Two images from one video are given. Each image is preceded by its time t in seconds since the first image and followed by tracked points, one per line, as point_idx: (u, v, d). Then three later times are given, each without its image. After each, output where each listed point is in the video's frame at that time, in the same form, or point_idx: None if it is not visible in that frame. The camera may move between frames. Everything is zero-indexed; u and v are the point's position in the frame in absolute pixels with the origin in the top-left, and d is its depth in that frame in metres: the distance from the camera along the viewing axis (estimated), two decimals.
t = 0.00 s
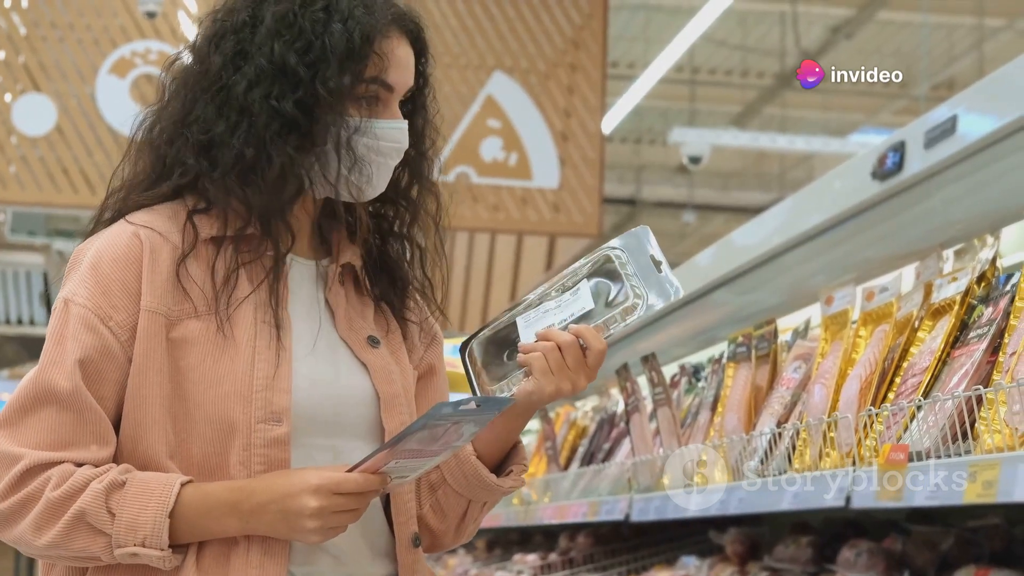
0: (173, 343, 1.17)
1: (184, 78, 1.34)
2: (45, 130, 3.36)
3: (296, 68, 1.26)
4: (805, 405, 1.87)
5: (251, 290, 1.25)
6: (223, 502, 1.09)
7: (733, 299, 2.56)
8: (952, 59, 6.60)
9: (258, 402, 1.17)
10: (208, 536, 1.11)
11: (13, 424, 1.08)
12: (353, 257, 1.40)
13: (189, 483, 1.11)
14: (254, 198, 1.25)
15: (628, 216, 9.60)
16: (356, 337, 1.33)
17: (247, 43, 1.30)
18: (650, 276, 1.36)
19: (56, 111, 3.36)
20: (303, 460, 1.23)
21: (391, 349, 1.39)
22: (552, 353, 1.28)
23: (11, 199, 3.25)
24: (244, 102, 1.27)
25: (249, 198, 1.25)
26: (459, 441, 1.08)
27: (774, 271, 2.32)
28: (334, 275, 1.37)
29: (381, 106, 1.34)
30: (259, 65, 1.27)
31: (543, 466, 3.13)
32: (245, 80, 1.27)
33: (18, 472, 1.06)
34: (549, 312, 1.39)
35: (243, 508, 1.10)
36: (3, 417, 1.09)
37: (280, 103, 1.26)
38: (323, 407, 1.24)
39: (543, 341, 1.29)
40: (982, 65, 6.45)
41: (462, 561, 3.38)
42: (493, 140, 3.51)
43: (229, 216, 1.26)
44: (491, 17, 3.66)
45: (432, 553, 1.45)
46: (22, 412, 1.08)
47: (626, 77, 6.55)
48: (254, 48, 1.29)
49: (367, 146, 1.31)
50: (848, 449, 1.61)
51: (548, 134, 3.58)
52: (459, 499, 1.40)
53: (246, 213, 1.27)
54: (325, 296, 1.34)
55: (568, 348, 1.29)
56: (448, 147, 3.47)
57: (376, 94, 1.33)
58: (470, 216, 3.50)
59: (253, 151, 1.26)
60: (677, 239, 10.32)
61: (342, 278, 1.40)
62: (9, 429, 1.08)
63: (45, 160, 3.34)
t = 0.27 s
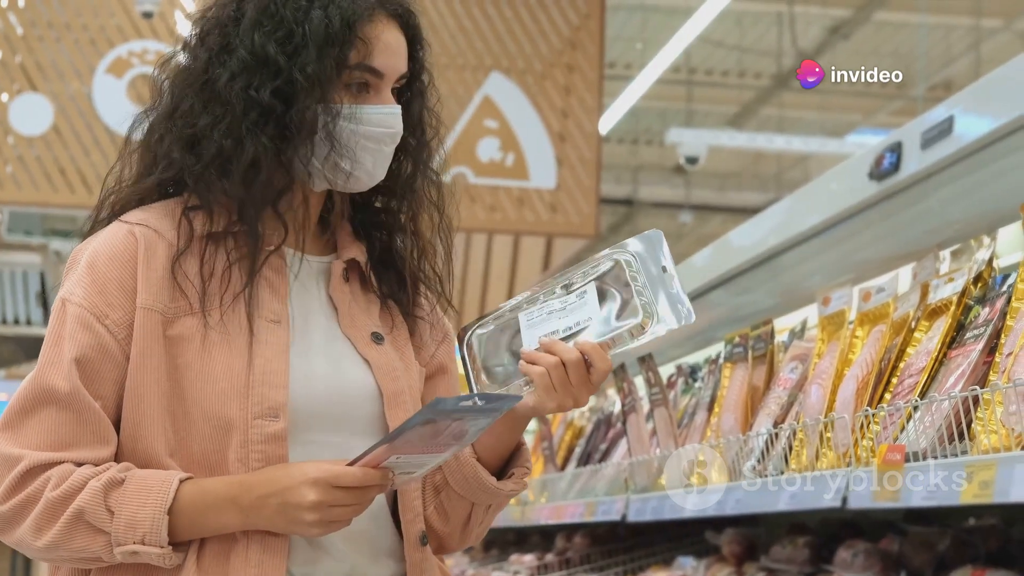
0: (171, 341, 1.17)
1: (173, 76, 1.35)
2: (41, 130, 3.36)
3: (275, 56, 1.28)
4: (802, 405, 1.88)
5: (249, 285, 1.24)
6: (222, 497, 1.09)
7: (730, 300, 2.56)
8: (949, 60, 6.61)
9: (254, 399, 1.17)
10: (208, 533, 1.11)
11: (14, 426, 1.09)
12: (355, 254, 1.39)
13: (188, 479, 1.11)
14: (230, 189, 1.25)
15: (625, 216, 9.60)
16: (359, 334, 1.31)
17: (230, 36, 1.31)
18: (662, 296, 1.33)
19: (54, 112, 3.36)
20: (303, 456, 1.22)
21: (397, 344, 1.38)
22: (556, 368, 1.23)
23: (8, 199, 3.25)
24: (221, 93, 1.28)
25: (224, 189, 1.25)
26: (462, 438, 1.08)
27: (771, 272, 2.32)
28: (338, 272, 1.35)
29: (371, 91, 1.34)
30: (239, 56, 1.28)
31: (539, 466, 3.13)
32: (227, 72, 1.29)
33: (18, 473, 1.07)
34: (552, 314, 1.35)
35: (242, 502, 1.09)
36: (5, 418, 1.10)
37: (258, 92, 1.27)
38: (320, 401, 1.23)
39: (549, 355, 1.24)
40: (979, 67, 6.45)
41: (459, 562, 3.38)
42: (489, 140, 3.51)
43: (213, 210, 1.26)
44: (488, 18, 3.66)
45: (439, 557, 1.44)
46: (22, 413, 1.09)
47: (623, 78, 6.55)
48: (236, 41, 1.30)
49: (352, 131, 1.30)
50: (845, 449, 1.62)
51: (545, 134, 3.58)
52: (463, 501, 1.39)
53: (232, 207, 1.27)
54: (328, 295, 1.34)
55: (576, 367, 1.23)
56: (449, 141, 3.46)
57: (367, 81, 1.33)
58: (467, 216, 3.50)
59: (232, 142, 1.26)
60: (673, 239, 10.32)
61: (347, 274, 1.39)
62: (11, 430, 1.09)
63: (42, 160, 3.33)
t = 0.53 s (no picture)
0: (168, 339, 1.17)
1: (166, 76, 1.37)
2: (38, 130, 3.35)
3: (262, 50, 1.29)
4: (800, 407, 1.88)
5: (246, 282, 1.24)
6: (219, 492, 1.08)
7: (727, 300, 2.56)
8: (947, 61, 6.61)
9: (251, 395, 1.16)
10: (208, 529, 1.11)
11: (15, 429, 1.10)
12: (358, 250, 1.38)
13: (186, 476, 1.11)
14: (218, 184, 1.26)
15: (622, 217, 9.59)
16: (362, 331, 1.30)
17: (220, 33, 1.33)
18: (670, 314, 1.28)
19: (51, 112, 3.35)
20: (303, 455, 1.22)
21: (402, 343, 1.37)
22: (558, 385, 1.17)
23: (5, 199, 3.24)
24: (210, 88, 1.30)
25: (212, 184, 1.26)
26: (461, 424, 1.07)
27: (768, 272, 2.32)
28: (340, 269, 1.35)
29: (364, 82, 1.33)
30: (227, 51, 1.30)
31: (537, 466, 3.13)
32: (216, 68, 1.30)
33: (18, 476, 1.07)
34: (554, 316, 1.30)
35: (240, 496, 1.08)
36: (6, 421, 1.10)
37: (244, 86, 1.29)
38: (314, 397, 1.22)
39: (552, 370, 1.18)
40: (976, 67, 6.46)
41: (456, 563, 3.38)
42: (487, 141, 3.50)
43: (204, 205, 1.26)
44: (485, 18, 3.66)
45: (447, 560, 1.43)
46: (23, 415, 1.09)
47: (620, 78, 6.55)
48: (225, 37, 1.32)
49: (339, 121, 1.30)
50: (842, 450, 1.62)
51: (542, 135, 3.58)
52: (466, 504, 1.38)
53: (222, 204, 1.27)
54: (331, 293, 1.33)
55: (578, 384, 1.18)
56: (450, 137, 3.45)
57: (359, 72, 1.32)
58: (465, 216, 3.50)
59: (219, 137, 1.27)
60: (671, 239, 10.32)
61: (352, 272, 1.38)
62: (12, 433, 1.09)
63: (40, 160, 3.33)
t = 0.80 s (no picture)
0: (166, 339, 1.16)
1: (160, 76, 1.37)
2: (36, 131, 3.35)
3: (252, 44, 1.30)
4: (797, 408, 1.88)
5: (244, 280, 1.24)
6: (218, 488, 1.08)
7: (725, 301, 2.56)
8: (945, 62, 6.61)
9: (250, 393, 1.16)
10: (208, 527, 1.10)
11: (17, 433, 1.10)
12: (359, 246, 1.38)
13: (185, 474, 1.11)
14: (209, 181, 1.26)
15: (621, 218, 9.59)
16: (364, 328, 1.30)
17: (211, 29, 1.33)
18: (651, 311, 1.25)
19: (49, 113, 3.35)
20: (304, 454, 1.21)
21: (404, 338, 1.37)
22: (551, 398, 1.18)
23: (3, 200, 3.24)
24: (202, 85, 1.30)
25: (204, 180, 1.26)
26: (458, 412, 1.07)
27: (766, 273, 2.32)
28: (342, 266, 1.35)
29: (360, 74, 1.34)
30: (219, 47, 1.31)
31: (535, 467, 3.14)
32: (208, 64, 1.31)
33: (20, 479, 1.08)
34: (538, 320, 1.29)
35: (240, 491, 1.08)
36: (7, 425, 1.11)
37: (235, 81, 1.29)
38: (313, 396, 1.21)
39: (543, 383, 1.18)
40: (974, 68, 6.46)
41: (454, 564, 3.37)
42: (485, 142, 3.51)
43: (198, 202, 1.26)
44: (484, 19, 3.67)
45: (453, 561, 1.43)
46: (23, 418, 1.10)
47: (618, 79, 6.56)
48: (216, 33, 1.32)
49: (332, 113, 1.31)
50: (840, 451, 1.62)
51: (540, 136, 3.59)
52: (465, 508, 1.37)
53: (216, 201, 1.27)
54: (332, 291, 1.33)
55: (572, 395, 1.18)
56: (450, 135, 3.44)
57: (354, 64, 1.33)
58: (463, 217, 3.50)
59: (211, 132, 1.28)
60: (669, 241, 10.31)
61: (353, 267, 1.39)
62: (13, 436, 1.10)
63: (37, 161, 3.33)
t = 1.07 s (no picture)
0: (164, 337, 1.16)
1: (158, 72, 1.37)
2: (34, 131, 3.36)
3: (250, 38, 1.30)
4: (796, 408, 1.88)
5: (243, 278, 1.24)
6: (218, 478, 1.08)
7: (724, 302, 2.56)
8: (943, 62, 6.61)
9: (250, 393, 1.16)
10: (210, 519, 1.10)
11: (15, 434, 1.10)
12: (360, 243, 1.38)
13: (184, 467, 1.10)
14: (209, 177, 1.25)
15: (619, 219, 9.59)
16: (365, 325, 1.30)
17: (209, 25, 1.33)
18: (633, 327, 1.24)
19: (47, 114, 3.36)
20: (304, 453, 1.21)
21: (403, 332, 1.37)
22: (536, 406, 1.18)
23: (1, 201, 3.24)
24: (200, 81, 1.30)
25: (203, 177, 1.26)
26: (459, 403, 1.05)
27: (765, 274, 2.32)
28: (342, 263, 1.34)
29: (359, 68, 1.34)
30: (216, 43, 1.30)
31: (534, 468, 3.14)
32: (206, 59, 1.30)
33: (19, 479, 1.08)
34: (515, 327, 1.25)
35: (240, 479, 1.07)
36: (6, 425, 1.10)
37: (234, 77, 1.29)
38: (312, 396, 1.21)
39: (527, 393, 1.18)
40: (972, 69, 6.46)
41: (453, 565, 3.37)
42: (483, 143, 3.51)
43: (197, 200, 1.25)
44: (482, 20, 3.66)
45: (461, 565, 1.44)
46: (22, 418, 1.10)
47: (617, 80, 6.56)
48: (214, 28, 1.32)
49: (332, 107, 1.30)
50: (838, 452, 1.62)
51: (539, 137, 3.58)
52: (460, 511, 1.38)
53: (214, 199, 1.27)
54: (333, 288, 1.32)
55: (558, 401, 1.19)
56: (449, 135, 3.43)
57: (354, 57, 1.33)
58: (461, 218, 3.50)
59: (209, 129, 1.28)
60: (668, 241, 10.31)
61: (354, 265, 1.38)
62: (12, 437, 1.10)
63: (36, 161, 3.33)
